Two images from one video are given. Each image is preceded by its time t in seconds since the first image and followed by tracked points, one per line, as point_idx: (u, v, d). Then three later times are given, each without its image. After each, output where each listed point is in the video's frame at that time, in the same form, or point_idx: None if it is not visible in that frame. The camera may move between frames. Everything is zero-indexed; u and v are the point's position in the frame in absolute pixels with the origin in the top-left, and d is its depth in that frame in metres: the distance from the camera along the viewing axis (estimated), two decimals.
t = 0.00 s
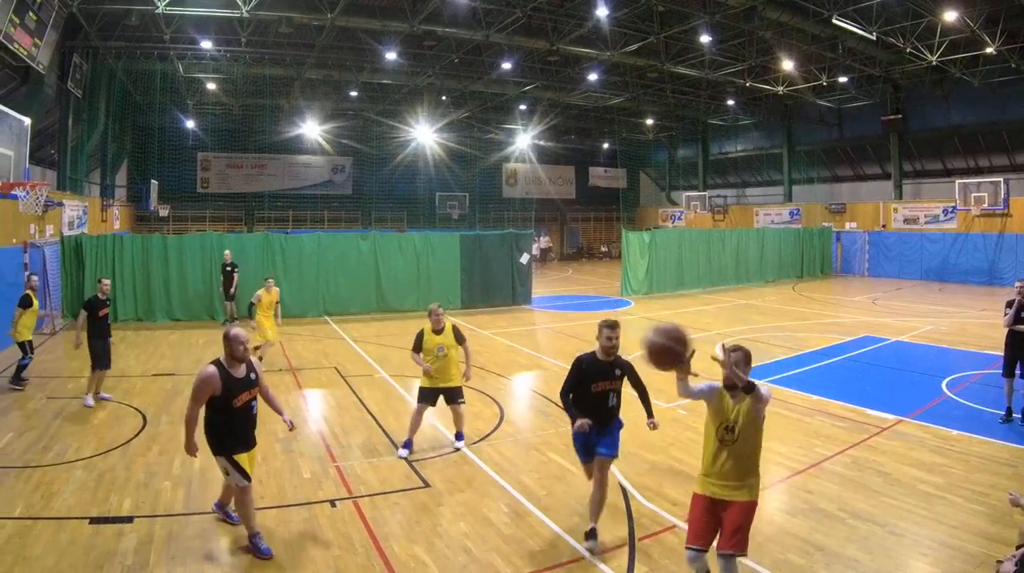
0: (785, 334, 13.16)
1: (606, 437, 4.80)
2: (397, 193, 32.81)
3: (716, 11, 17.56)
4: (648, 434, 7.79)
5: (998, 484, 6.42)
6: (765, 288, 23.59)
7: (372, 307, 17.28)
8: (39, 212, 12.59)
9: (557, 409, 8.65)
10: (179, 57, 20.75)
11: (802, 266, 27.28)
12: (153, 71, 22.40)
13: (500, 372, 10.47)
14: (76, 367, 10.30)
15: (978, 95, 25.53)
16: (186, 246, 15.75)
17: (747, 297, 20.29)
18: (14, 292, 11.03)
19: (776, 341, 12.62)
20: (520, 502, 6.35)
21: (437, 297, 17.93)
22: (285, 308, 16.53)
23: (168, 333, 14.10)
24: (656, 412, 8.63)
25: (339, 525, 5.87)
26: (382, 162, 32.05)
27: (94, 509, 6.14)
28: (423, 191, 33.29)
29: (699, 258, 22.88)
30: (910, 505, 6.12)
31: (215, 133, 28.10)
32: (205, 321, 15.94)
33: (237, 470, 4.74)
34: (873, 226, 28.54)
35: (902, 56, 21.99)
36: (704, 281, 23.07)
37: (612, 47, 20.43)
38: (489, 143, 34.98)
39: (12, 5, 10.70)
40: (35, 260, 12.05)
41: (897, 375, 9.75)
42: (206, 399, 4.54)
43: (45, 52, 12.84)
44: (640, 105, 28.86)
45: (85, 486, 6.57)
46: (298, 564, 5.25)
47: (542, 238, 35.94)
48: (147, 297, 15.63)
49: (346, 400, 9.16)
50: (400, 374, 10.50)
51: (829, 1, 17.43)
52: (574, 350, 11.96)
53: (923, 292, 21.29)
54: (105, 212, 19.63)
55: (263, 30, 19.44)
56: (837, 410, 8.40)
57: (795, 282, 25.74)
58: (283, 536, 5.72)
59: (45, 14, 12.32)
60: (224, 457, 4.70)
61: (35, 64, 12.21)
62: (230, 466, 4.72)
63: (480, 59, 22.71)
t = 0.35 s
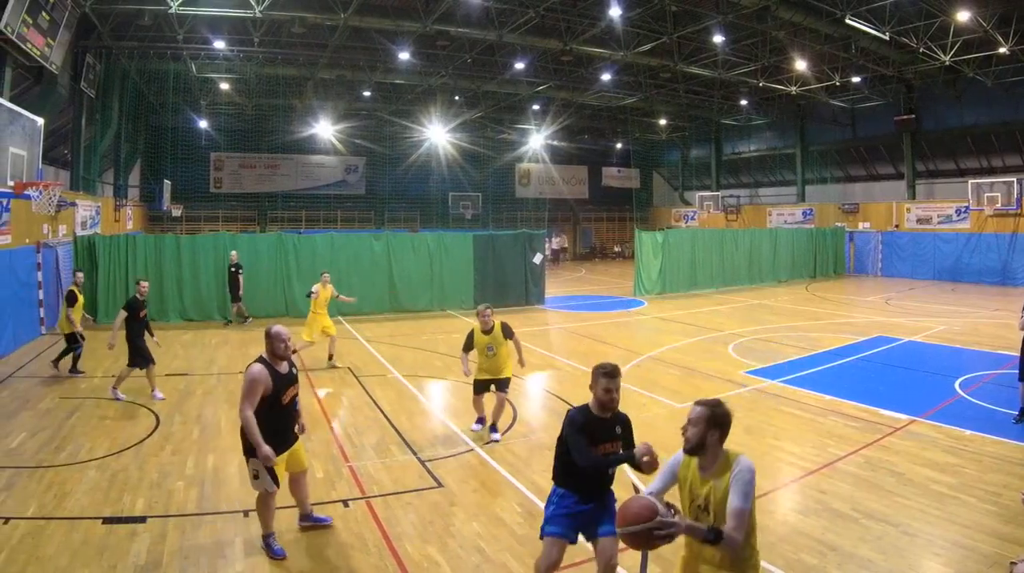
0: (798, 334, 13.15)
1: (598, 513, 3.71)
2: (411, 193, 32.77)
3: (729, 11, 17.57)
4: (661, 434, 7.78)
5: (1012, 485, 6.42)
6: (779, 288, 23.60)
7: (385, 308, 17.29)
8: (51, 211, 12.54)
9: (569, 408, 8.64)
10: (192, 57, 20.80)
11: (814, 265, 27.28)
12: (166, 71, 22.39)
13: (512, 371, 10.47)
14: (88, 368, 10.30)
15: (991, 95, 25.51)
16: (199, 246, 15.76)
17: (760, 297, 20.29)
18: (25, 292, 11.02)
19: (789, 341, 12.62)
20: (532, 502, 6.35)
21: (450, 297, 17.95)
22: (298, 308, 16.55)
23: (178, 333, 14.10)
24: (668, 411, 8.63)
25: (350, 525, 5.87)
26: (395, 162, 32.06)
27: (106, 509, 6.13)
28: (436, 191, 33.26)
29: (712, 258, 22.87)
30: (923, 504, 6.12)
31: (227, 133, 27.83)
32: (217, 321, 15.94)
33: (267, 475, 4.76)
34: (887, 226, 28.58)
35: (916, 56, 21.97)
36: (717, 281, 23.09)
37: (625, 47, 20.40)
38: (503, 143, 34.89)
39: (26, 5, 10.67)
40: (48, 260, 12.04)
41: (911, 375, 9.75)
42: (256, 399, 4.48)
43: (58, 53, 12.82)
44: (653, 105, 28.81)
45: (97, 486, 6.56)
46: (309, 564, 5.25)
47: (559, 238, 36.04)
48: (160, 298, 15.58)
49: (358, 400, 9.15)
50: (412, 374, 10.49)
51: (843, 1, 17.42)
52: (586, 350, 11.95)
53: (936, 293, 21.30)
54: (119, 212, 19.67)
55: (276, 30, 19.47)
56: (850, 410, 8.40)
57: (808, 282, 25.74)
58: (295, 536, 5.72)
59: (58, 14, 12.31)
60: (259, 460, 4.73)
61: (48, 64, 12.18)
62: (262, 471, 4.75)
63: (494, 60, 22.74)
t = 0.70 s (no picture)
0: (811, 334, 13.15)
1: None
2: (425, 194, 32.77)
3: (743, 11, 17.60)
4: (675, 433, 7.78)
5: None
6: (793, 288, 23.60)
7: (399, 308, 17.29)
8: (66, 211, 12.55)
9: (584, 407, 8.62)
10: (207, 57, 20.87)
11: (828, 265, 27.28)
12: (181, 71, 22.38)
13: (527, 371, 10.48)
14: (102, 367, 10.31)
15: (1005, 95, 25.50)
16: (213, 246, 15.77)
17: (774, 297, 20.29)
18: (39, 292, 11.05)
19: (803, 341, 12.61)
20: (546, 502, 6.34)
21: (464, 297, 17.93)
22: (311, 308, 16.56)
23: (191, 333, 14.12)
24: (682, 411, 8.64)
25: (365, 525, 5.87)
26: (409, 162, 32.07)
27: (120, 509, 6.13)
28: (450, 191, 33.24)
29: (726, 258, 22.87)
30: (937, 504, 6.12)
31: (242, 134, 28.25)
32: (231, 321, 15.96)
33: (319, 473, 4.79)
34: (900, 226, 28.62)
35: (929, 56, 21.98)
36: (731, 281, 23.10)
37: (639, 47, 20.41)
38: (517, 143, 34.85)
39: (40, 5, 10.69)
40: (62, 260, 12.06)
41: (924, 375, 9.75)
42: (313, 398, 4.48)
43: (72, 53, 12.84)
44: (667, 105, 28.79)
45: (111, 486, 6.55)
46: (324, 564, 5.25)
47: (576, 238, 36.13)
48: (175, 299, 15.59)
49: (373, 400, 9.16)
50: (426, 374, 10.48)
51: (856, 1, 17.42)
52: (601, 350, 11.94)
53: (950, 293, 21.29)
54: (133, 213, 19.74)
55: (290, 29, 19.50)
56: (864, 410, 8.40)
57: (822, 282, 25.75)
58: (309, 536, 5.71)
59: (72, 14, 12.32)
60: (312, 459, 4.76)
61: (61, 64, 12.19)
62: (315, 470, 4.81)
63: (508, 60, 22.75)
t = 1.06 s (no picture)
0: (825, 334, 13.14)
1: None
2: (438, 194, 32.76)
3: (755, 11, 17.61)
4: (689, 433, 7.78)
5: None
6: (806, 288, 23.61)
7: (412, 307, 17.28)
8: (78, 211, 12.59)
9: (598, 408, 8.62)
10: (220, 57, 20.93)
11: (841, 265, 27.28)
12: (194, 70, 22.38)
13: (540, 371, 10.48)
14: (117, 367, 10.34)
15: (1017, 94, 25.47)
16: (226, 246, 15.77)
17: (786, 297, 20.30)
18: (52, 292, 11.08)
19: (816, 341, 12.61)
20: (559, 503, 6.34)
21: (477, 297, 17.93)
22: (325, 308, 16.56)
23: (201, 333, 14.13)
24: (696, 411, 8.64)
25: (378, 526, 5.86)
26: (422, 162, 32.06)
27: (133, 509, 6.13)
28: (463, 191, 33.23)
29: (739, 258, 22.85)
30: (950, 504, 6.12)
31: (255, 133, 28.22)
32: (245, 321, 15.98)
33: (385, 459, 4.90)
34: (914, 225, 28.62)
35: (942, 56, 21.96)
36: (745, 281, 23.10)
37: (652, 47, 20.39)
38: (530, 143, 34.78)
39: (53, 5, 10.70)
40: (76, 260, 12.08)
41: (938, 374, 9.76)
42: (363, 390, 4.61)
43: (86, 52, 12.85)
44: (679, 105, 28.76)
45: (124, 486, 6.55)
46: (338, 565, 5.24)
47: (590, 236, 36.12)
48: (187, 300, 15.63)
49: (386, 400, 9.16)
50: (439, 374, 10.48)
51: (869, 1, 17.39)
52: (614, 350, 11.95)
53: (963, 293, 21.28)
54: (146, 213, 19.84)
55: (303, 29, 19.51)
56: (877, 410, 8.41)
57: (835, 282, 25.76)
58: (322, 536, 5.71)
59: (85, 14, 12.32)
60: (376, 447, 4.85)
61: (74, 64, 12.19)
62: (381, 457, 4.89)
63: (521, 60, 22.75)
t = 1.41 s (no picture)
0: (839, 334, 13.12)
1: None
2: (452, 193, 32.77)
3: (770, 11, 17.60)
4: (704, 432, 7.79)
5: None
6: (820, 288, 23.62)
7: (426, 307, 17.28)
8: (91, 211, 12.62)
9: (611, 407, 8.63)
10: (233, 57, 20.98)
11: (855, 264, 27.30)
12: (208, 70, 22.39)
13: (554, 371, 10.48)
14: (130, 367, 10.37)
15: None
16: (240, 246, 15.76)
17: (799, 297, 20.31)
18: (65, 291, 11.11)
19: (830, 341, 12.59)
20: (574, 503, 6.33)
21: (491, 297, 17.90)
22: (338, 309, 16.57)
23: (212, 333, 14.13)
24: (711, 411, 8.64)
25: (393, 526, 5.85)
26: (436, 162, 32.06)
27: (147, 509, 6.12)
28: (477, 191, 33.20)
29: (753, 258, 22.85)
30: (965, 504, 6.11)
31: (269, 133, 28.23)
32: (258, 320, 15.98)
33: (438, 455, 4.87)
34: (928, 226, 28.61)
35: (956, 56, 21.92)
36: (758, 281, 23.10)
37: (666, 47, 20.41)
38: (543, 143, 34.75)
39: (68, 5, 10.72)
40: (89, 260, 12.12)
41: (952, 375, 9.75)
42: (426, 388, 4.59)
43: (99, 53, 12.84)
44: (693, 105, 28.76)
45: (138, 486, 6.55)
46: (353, 565, 5.24)
47: (602, 237, 36.21)
48: (201, 299, 15.65)
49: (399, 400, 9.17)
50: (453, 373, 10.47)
51: (884, 1, 17.38)
52: (628, 349, 11.95)
53: (977, 293, 21.25)
54: (159, 213, 19.89)
55: (318, 29, 19.51)
56: (891, 410, 8.40)
57: (849, 282, 25.75)
58: (337, 536, 5.71)
59: (99, 14, 12.30)
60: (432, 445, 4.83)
61: (88, 65, 12.19)
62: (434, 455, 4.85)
63: (534, 60, 22.75)
